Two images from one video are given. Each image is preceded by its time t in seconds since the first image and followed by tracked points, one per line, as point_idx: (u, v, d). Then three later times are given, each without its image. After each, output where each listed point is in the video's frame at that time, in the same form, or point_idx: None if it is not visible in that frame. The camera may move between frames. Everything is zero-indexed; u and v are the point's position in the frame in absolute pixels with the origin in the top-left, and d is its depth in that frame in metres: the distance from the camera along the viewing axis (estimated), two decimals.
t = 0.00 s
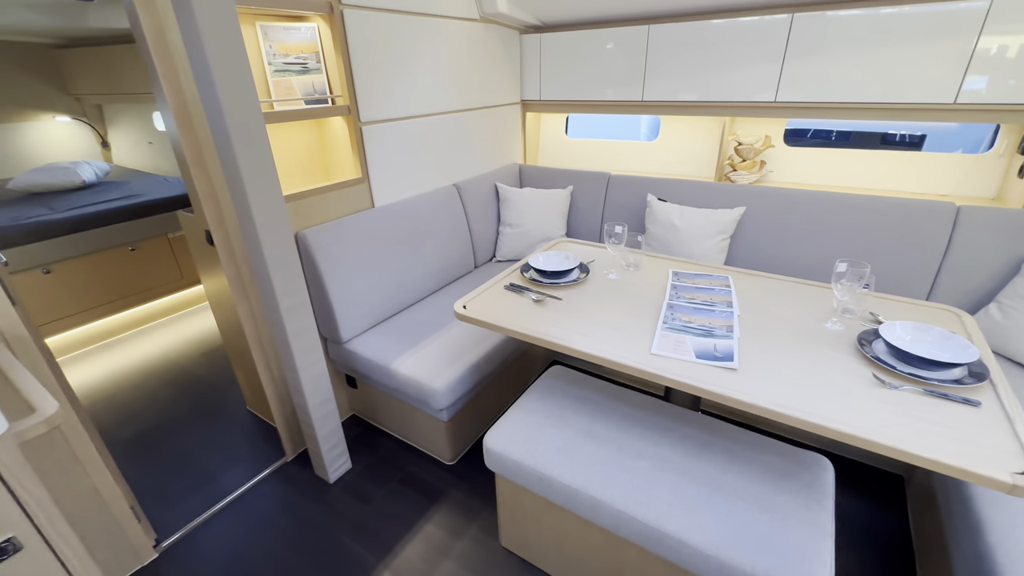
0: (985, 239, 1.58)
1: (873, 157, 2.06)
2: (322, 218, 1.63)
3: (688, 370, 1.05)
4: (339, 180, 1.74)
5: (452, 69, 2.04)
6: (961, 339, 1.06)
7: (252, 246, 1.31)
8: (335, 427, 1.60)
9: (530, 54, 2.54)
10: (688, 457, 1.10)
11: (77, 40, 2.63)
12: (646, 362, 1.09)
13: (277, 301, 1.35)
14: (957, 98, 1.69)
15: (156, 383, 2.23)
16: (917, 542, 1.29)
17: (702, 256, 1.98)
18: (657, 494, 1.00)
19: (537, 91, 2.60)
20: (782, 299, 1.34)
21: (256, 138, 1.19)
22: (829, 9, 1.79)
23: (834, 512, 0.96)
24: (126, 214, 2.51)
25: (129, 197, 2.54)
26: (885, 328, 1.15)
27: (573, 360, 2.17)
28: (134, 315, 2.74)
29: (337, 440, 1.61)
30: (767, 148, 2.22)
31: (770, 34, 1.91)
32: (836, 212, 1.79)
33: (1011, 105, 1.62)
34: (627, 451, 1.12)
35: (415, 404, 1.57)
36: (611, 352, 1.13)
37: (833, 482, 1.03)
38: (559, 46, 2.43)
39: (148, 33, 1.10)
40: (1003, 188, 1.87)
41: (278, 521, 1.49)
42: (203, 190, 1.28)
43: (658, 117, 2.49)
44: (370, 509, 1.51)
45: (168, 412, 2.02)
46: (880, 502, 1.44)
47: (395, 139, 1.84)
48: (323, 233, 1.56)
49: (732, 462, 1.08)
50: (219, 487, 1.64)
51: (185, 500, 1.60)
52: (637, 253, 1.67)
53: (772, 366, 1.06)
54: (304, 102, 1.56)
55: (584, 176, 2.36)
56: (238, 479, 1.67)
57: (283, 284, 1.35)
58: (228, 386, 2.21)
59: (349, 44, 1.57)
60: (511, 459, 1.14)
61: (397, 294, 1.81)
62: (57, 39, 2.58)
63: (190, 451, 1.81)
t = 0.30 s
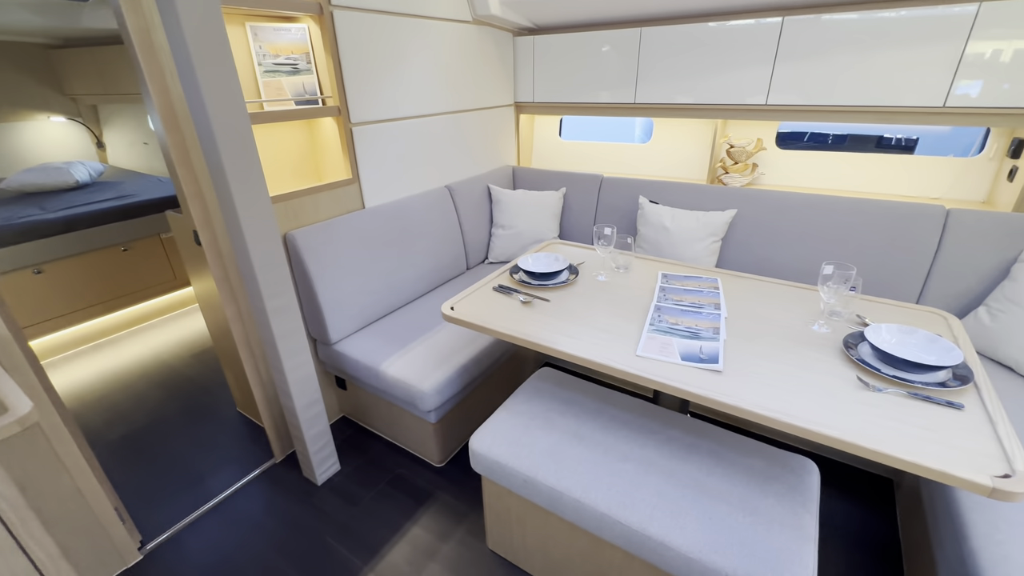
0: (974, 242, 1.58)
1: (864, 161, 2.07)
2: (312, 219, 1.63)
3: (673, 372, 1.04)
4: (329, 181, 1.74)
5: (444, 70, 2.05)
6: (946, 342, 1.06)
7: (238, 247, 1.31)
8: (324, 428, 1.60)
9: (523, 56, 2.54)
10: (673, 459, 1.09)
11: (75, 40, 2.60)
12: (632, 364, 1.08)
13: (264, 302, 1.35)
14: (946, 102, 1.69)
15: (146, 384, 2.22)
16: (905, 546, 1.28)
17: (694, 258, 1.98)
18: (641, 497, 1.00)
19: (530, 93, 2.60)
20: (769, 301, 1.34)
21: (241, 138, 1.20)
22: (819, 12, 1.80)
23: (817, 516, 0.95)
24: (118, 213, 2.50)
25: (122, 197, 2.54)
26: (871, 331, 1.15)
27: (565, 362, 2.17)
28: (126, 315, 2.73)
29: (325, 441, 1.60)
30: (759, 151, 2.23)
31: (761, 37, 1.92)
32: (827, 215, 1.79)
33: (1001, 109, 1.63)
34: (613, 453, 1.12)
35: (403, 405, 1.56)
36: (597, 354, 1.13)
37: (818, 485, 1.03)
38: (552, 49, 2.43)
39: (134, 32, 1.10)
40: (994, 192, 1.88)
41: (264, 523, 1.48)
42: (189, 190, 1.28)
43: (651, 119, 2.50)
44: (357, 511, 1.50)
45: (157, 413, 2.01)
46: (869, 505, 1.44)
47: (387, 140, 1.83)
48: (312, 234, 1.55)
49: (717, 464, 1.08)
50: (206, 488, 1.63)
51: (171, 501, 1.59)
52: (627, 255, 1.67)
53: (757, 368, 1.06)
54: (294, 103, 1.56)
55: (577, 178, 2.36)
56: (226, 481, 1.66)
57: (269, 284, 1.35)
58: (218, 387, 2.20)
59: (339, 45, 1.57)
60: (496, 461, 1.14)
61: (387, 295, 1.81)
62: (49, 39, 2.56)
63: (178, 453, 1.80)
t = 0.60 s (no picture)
0: (963, 245, 1.59)
1: (854, 164, 2.09)
2: (304, 223, 1.62)
3: (663, 375, 1.04)
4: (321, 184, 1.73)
5: (437, 74, 2.05)
6: (935, 344, 1.07)
7: (228, 251, 1.30)
8: (315, 433, 1.59)
9: (516, 60, 2.55)
10: (664, 462, 1.09)
11: (67, 44, 2.59)
12: (622, 367, 1.08)
13: (254, 306, 1.34)
14: (934, 106, 1.71)
15: (137, 390, 2.20)
16: (896, 548, 1.28)
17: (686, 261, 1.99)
18: (632, 500, 1.00)
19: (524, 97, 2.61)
20: (760, 303, 1.35)
21: (230, 142, 1.20)
22: (808, 17, 1.82)
23: (808, 518, 0.95)
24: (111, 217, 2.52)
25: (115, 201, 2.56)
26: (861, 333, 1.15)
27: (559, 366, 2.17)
28: (117, 320, 2.71)
29: (317, 446, 1.59)
30: (750, 155, 2.24)
31: (752, 41, 1.94)
32: (818, 218, 1.80)
33: (989, 113, 1.64)
34: (604, 456, 1.12)
35: (396, 410, 1.55)
36: (588, 357, 1.13)
37: (808, 487, 1.03)
38: (545, 53, 2.45)
39: (123, 36, 1.10)
40: (982, 194, 1.90)
41: (254, 530, 1.47)
42: (179, 194, 1.27)
43: (644, 123, 2.51)
44: (349, 516, 1.49)
45: (148, 419, 1.99)
46: (861, 506, 1.44)
47: (379, 144, 1.83)
48: (304, 238, 1.55)
49: (708, 467, 1.08)
50: (197, 495, 1.61)
51: (161, 508, 1.57)
52: (619, 258, 1.68)
53: (747, 371, 1.06)
54: (286, 106, 1.56)
55: (570, 182, 2.36)
56: (216, 487, 1.64)
57: (259, 289, 1.34)
58: (210, 392, 2.18)
59: (331, 49, 1.57)
60: (487, 465, 1.13)
61: (380, 299, 1.80)
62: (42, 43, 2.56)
63: (167, 459, 1.79)
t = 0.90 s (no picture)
0: (945, 250, 1.62)
1: (839, 171, 2.12)
2: (292, 231, 1.61)
3: (652, 382, 1.04)
4: (310, 192, 1.72)
5: (426, 82, 2.06)
6: (919, 348, 1.08)
7: (214, 259, 1.29)
8: (303, 443, 1.56)
9: (506, 69, 2.57)
10: (654, 469, 1.09)
11: (53, 51, 2.54)
12: (611, 373, 1.08)
13: (240, 315, 1.33)
14: (915, 114, 1.75)
15: (121, 401, 2.16)
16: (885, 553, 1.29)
17: (676, 267, 2.00)
18: (622, 508, 0.99)
19: (513, 104, 2.63)
20: (748, 309, 1.36)
21: (216, 149, 1.19)
22: (792, 27, 1.86)
23: (796, 523, 0.95)
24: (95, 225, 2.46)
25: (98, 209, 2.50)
26: (847, 337, 1.17)
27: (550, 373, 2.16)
28: (104, 328, 2.67)
29: (305, 456, 1.57)
30: (738, 162, 2.27)
31: (737, 51, 1.97)
32: (804, 224, 1.83)
33: (968, 121, 1.68)
34: (594, 464, 1.11)
35: (385, 418, 1.54)
36: (577, 364, 1.13)
37: (797, 492, 1.04)
38: (534, 61, 2.47)
39: (107, 44, 1.09)
40: (963, 201, 1.93)
41: (240, 543, 1.44)
42: (165, 202, 1.26)
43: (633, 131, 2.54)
44: (338, 528, 1.47)
45: (131, 431, 1.95)
46: (850, 510, 1.45)
47: (368, 151, 1.83)
48: (292, 246, 1.54)
49: (697, 473, 1.08)
50: (181, 508, 1.58)
51: (143, 522, 1.53)
52: (609, 264, 1.68)
53: (735, 376, 1.06)
54: (274, 114, 1.55)
55: (560, 189, 2.37)
56: (201, 499, 1.61)
57: (246, 297, 1.33)
58: (196, 402, 2.15)
59: (320, 57, 1.57)
60: (477, 473, 1.12)
61: (369, 306, 1.79)
62: (25, 51, 2.54)
63: (151, 471, 1.75)
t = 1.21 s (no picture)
0: (920, 262, 1.67)
1: (817, 185, 2.18)
2: (277, 245, 1.60)
3: (638, 394, 1.05)
4: (297, 206, 1.72)
5: (413, 97, 2.08)
6: (896, 358, 1.11)
7: (197, 274, 1.27)
8: (288, 460, 1.54)
9: (492, 84, 2.61)
10: (641, 482, 1.09)
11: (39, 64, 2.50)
12: (598, 387, 1.09)
13: (224, 330, 1.31)
14: (888, 130, 1.81)
15: (99, 419, 2.10)
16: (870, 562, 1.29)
17: (661, 279, 2.03)
18: (609, 521, 0.99)
19: (500, 119, 2.66)
20: (731, 321, 1.38)
21: (201, 163, 1.19)
22: (768, 46, 1.92)
23: (782, 534, 0.96)
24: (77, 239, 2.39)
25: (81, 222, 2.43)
26: (827, 349, 1.19)
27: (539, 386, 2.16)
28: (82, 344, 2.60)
29: (290, 474, 1.54)
30: (720, 176, 2.33)
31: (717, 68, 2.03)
32: (785, 236, 1.87)
33: (938, 137, 1.75)
34: (582, 477, 1.11)
35: (372, 434, 1.52)
36: (564, 377, 1.13)
37: (782, 503, 1.05)
38: (520, 77, 2.51)
39: (92, 61, 1.10)
40: (936, 214, 2.00)
41: (221, 565, 1.40)
42: (147, 217, 1.25)
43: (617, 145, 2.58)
44: (323, 547, 1.44)
45: (110, 450, 1.90)
46: (836, 520, 1.46)
47: (356, 165, 1.84)
48: (277, 261, 1.53)
49: (684, 486, 1.08)
50: (160, 529, 1.53)
51: (120, 545, 1.48)
52: (595, 277, 1.70)
53: (719, 388, 1.08)
54: (261, 129, 1.55)
55: (547, 202, 2.40)
56: (182, 520, 1.57)
57: (230, 312, 1.31)
58: (178, 419, 2.10)
59: (307, 73, 1.58)
60: (464, 489, 1.11)
61: (356, 320, 1.78)
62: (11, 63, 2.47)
63: (130, 492, 1.70)
